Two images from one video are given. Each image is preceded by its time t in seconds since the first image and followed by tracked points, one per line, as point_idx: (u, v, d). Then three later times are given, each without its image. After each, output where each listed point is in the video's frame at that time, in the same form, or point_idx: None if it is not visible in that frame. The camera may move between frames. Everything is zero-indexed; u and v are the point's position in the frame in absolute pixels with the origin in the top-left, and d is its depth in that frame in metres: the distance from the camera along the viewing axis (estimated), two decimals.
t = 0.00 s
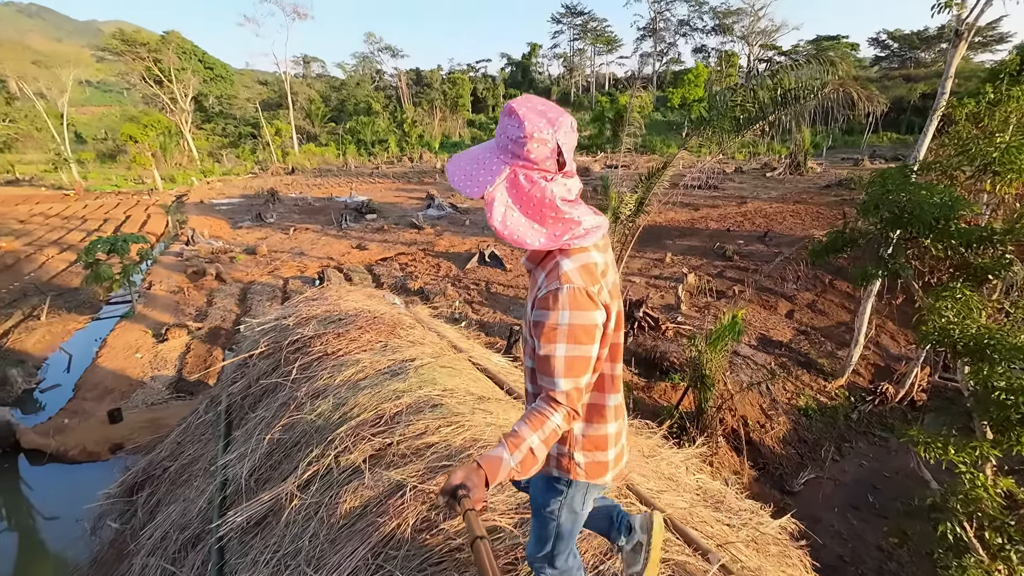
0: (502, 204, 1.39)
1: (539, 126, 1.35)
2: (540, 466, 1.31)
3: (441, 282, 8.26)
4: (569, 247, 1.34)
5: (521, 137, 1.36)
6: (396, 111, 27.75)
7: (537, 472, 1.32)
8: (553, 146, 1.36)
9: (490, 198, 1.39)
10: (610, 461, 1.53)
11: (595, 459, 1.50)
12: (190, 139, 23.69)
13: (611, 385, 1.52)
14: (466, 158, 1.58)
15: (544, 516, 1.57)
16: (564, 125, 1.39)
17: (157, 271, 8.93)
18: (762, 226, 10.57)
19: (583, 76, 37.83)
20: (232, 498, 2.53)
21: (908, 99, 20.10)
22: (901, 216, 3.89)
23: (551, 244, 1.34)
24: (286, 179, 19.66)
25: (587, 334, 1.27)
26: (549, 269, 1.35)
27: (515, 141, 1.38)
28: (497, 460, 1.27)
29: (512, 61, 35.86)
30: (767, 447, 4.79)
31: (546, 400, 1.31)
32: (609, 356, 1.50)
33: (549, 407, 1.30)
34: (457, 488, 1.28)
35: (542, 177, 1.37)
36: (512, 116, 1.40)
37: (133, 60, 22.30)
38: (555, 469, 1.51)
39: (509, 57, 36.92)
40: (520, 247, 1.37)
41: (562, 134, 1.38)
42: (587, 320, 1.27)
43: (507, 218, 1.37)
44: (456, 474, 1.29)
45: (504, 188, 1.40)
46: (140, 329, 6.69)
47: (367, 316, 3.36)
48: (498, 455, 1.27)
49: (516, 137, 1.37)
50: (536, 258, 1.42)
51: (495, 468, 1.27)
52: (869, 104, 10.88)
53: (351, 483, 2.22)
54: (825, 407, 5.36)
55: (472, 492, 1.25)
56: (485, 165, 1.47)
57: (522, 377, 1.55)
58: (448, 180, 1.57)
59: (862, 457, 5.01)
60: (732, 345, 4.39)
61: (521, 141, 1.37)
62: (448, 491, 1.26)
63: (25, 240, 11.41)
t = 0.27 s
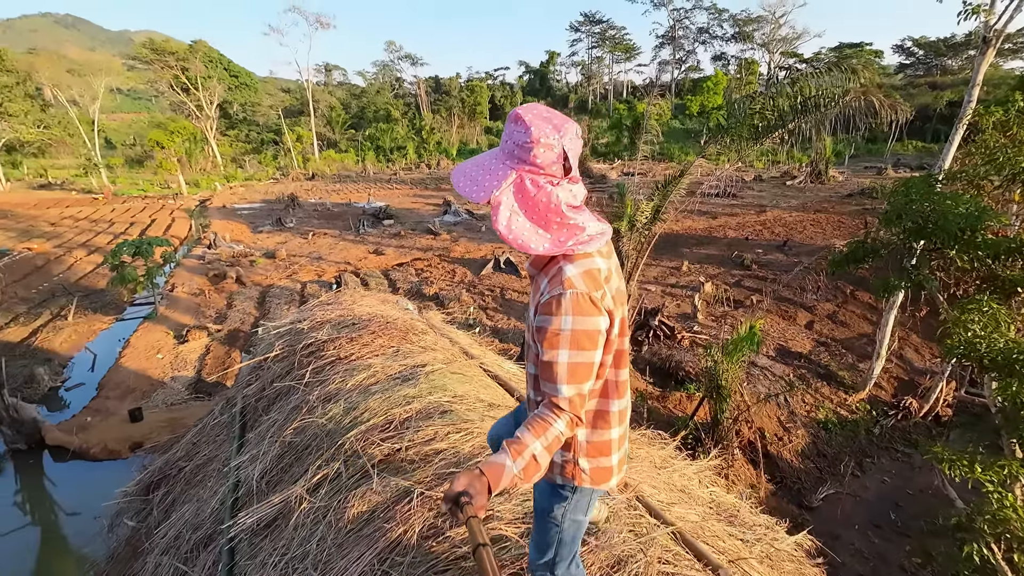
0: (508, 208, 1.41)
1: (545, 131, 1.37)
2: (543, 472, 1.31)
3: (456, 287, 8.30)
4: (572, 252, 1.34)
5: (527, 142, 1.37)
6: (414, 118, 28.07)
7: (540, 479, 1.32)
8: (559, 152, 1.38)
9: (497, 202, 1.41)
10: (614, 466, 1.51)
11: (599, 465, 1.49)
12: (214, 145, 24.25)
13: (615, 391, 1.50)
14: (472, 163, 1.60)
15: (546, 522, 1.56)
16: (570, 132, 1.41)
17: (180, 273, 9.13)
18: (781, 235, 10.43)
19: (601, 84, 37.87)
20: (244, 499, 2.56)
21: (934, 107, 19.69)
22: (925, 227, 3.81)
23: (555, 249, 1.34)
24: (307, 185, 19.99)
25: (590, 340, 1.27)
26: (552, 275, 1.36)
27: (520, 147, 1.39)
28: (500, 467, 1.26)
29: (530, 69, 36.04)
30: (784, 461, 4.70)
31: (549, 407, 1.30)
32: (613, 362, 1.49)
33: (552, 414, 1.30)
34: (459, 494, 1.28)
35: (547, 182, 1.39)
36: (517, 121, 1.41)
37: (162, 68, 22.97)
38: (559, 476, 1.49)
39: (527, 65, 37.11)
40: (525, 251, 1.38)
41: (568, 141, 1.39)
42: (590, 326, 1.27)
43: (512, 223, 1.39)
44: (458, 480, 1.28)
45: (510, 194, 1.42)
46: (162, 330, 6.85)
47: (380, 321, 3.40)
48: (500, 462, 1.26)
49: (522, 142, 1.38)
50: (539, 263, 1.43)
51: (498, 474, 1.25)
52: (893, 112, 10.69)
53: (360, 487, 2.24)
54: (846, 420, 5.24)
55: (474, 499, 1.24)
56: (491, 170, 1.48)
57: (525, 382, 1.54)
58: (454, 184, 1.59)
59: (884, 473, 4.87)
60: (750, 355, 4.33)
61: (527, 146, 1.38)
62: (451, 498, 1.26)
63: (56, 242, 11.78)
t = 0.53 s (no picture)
0: (516, 217, 1.42)
1: (553, 141, 1.38)
2: (554, 484, 1.31)
3: (471, 289, 8.32)
4: (580, 262, 1.35)
5: (536, 152, 1.39)
6: (433, 120, 28.26)
7: (551, 491, 1.33)
8: (567, 162, 1.39)
9: (505, 211, 1.42)
10: (620, 476, 1.51)
11: (605, 475, 1.48)
12: (238, 145, 24.71)
13: (622, 401, 1.48)
14: (479, 173, 1.61)
15: (547, 528, 1.57)
16: (577, 144, 1.42)
17: (202, 270, 9.32)
18: (803, 241, 10.24)
19: (620, 86, 37.70)
20: (257, 497, 2.58)
21: (964, 111, 19.17)
22: (954, 235, 3.69)
23: (565, 259, 1.35)
24: (326, 185, 20.25)
25: (600, 350, 1.27)
26: (560, 285, 1.36)
27: (529, 156, 1.41)
28: (512, 480, 1.26)
29: (549, 71, 36.01)
30: (804, 471, 4.61)
31: (559, 417, 1.30)
32: (620, 372, 1.48)
33: (563, 425, 1.30)
34: (472, 508, 1.29)
35: (556, 192, 1.40)
36: (526, 132, 1.43)
37: (189, 70, 23.51)
38: (565, 486, 1.48)
39: (546, 67, 37.09)
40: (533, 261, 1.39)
41: (576, 152, 1.41)
42: (600, 336, 1.27)
43: (521, 232, 1.40)
44: (471, 494, 1.30)
45: (518, 203, 1.43)
46: (184, 326, 6.99)
47: (394, 322, 3.43)
48: (513, 475, 1.27)
49: (531, 152, 1.39)
50: (546, 272, 1.43)
51: (511, 489, 1.26)
52: (921, 116, 10.44)
53: (371, 489, 2.24)
54: (868, 431, 5.11)
55: (488, 514, 1.26)
56: (499, 180, 1.50)
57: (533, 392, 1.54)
58: (461, 193, 1.59)
59: (907, 487, 4.74)
60: (769, 363, 4.25)
61: (535, 156, 1.40)
62: (465, 512, 1.28)
63: (84, 239, 12.09)
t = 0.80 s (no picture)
0: (512, 223, 1.40)
1: (549, 145, 1.39)
2: (551, 492, 1.31)
3: (489, 287, 8.31)
4: (574, 268, 1.35)
5: (531, 156, 1.39)
6: (454, 118, 28.36)
7: (548, 499, 1.32)
8: (562, 166, 1.40)
9: (501, 217, 1.41)
10: (616, 484, 1.50)
11: (600, 483, 1.47)
12: (263, 142, 25.13)
13: (617, 407, 1.47)
14: (471, 179, 1.59)
15: (535, 535, 1.56)
16: (571, 149, 1.44)
17: (225, 265, 9.49)
18: (828, 244, 9.99)
19: (642, 85, 37.33)
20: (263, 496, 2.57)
21: (1002, 112, 18.50)
22: (992, 239, 3.57)
23: (561, 266, 1.35)
24: (348, 182, 20.47)
25: (595, 355, 1.26)
26: (553, 290, 1.35)
27: (525, 160, 1.41)
28: (509, 488, 1.26)
29: (571, 70, 35.85)
30: (825, 481, 4.49)
31: (554, 424, 1.29)
32: (615, 377, 1.47)
33: (557, 431, 1.29)
34: (469, 519, 1.28)
35: (552, 196, 1.41)
36: (519, 136, 1.43)
37: (216, 68, 23.99)
38: (558, 491, 1.47)
39: (567, 67, 36.93)
40: (529, 267, 1.38)
41: (570, 156, 1.43)
42: (595, 341, 1.27)
43: (518, 238, 1.39)
44: (468, 505, 1.28)
45: (515, 208, 1.42)
46: (206, 319, 7.12)
47: (406, 323, 3.44)
48: (509, 483, 1.27)
49: (527, 156, 1.40)
50: (540, 278, 1.42)
51: (508, 498, 1.26)
52: (956, 116, 10.08)
53: (375, 493, 2.21)
54: (894, 442, 4.95)
55: (485, 524, 1.24)
56: (492, 185, 1.49)
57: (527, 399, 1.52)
58: (453, 200, 1.57)
59: (934, 501, 4.56)
60: (791, 369, 4.13)
61: (530, 160, 1.40)
62: (462, 523, 1.27)
63: (114, 233, 12.44)
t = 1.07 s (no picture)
0: (509, 230, 1.42)
1: (545, 153, 1.41)
2: (542, 501, 1.32)
3: (502, 286, 8.29)
4: (569, 275, 1.36)
5: (527, 165, 1.41)
6: (470, 115, 28.38)
7: (539, 509, 1.33)
8: (558, 174, 1.42)
9: (498, 225, 1.42)
10: (617, 497, 1.53)
11: (600, 496, 1.50)
12: (281, 138, 25.41)
13: (616, 417, 1.51)
14: (469, 187, 1.61)
15: (540, 552, 1.60)
16: (567, 157, 1.46)
17: (243, 260, 9.61)
18: (849, 245, 9.79)
19: (660, 82, 36.96)
20: (270, 500, 2.58)
21: None
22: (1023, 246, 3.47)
23: (556, 273, 1.36)
24: (364, 179, 20.61)
25: (589, 364, 1.27)
26: (549, 297, 1.36)
27: (521, 168, 1.43)
28: (499, 497, 1.27)
29: (588, 67, 35.61)
30: (842, 488, 4.41)
31: (548, 433, 1.30)
32: (613, 387, 1.49)
33: (551, 440, 1.30)
34: (459, 528, 1.29)
35: (548, 203, 1.42)
36: (516, 145, 1.45)
37: (237, 65, 24.30)
38: (560, 503, 1.52)
39: (584, 63, 36.68)
40: (524, 274, 1.39)
41: (566, 164, 1.45)
42: (590, 349, 1.28)
43: (514, 246, 1.40)
44: (457, 513, 1.29)
45: (512, 215, 1.43)
46: (222, 314, 7.21)
47: (416, 325, 3.46)
48: (500, 492, 1.28)
49: (523, 164, 1.42)
50: (537, 287, 1.44)
51: (497, 506, 1.27)
52: (985, 116, 9.81)
53: (379, 503, 2.20)
54: (914, 449, 4.83)
55: (474, 533, 1.25)
56: (489, 193, 1.50)
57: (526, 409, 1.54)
58: (451, 208, 1.59)
59: (956, 511, 4.44)
60: (809, 374, 4.05)
61: (527, 167, 1.42)
62: (451, 530, 1.28)
63: (136, 227, 12.67)
